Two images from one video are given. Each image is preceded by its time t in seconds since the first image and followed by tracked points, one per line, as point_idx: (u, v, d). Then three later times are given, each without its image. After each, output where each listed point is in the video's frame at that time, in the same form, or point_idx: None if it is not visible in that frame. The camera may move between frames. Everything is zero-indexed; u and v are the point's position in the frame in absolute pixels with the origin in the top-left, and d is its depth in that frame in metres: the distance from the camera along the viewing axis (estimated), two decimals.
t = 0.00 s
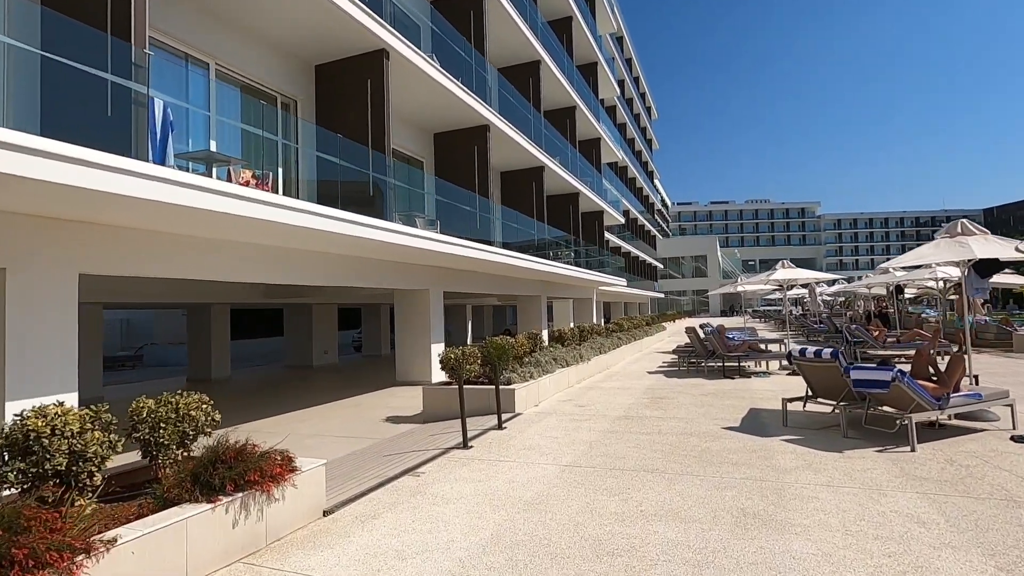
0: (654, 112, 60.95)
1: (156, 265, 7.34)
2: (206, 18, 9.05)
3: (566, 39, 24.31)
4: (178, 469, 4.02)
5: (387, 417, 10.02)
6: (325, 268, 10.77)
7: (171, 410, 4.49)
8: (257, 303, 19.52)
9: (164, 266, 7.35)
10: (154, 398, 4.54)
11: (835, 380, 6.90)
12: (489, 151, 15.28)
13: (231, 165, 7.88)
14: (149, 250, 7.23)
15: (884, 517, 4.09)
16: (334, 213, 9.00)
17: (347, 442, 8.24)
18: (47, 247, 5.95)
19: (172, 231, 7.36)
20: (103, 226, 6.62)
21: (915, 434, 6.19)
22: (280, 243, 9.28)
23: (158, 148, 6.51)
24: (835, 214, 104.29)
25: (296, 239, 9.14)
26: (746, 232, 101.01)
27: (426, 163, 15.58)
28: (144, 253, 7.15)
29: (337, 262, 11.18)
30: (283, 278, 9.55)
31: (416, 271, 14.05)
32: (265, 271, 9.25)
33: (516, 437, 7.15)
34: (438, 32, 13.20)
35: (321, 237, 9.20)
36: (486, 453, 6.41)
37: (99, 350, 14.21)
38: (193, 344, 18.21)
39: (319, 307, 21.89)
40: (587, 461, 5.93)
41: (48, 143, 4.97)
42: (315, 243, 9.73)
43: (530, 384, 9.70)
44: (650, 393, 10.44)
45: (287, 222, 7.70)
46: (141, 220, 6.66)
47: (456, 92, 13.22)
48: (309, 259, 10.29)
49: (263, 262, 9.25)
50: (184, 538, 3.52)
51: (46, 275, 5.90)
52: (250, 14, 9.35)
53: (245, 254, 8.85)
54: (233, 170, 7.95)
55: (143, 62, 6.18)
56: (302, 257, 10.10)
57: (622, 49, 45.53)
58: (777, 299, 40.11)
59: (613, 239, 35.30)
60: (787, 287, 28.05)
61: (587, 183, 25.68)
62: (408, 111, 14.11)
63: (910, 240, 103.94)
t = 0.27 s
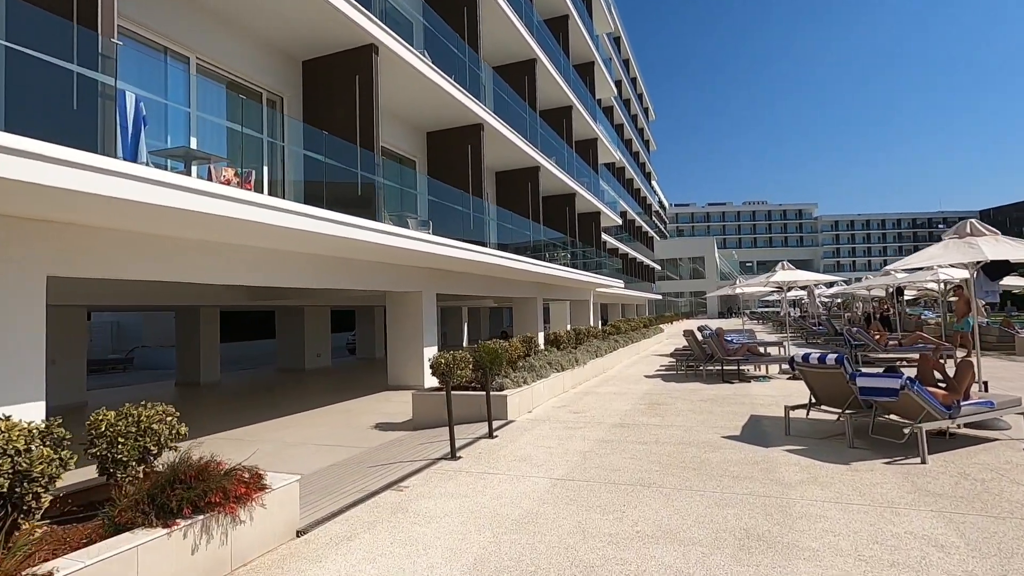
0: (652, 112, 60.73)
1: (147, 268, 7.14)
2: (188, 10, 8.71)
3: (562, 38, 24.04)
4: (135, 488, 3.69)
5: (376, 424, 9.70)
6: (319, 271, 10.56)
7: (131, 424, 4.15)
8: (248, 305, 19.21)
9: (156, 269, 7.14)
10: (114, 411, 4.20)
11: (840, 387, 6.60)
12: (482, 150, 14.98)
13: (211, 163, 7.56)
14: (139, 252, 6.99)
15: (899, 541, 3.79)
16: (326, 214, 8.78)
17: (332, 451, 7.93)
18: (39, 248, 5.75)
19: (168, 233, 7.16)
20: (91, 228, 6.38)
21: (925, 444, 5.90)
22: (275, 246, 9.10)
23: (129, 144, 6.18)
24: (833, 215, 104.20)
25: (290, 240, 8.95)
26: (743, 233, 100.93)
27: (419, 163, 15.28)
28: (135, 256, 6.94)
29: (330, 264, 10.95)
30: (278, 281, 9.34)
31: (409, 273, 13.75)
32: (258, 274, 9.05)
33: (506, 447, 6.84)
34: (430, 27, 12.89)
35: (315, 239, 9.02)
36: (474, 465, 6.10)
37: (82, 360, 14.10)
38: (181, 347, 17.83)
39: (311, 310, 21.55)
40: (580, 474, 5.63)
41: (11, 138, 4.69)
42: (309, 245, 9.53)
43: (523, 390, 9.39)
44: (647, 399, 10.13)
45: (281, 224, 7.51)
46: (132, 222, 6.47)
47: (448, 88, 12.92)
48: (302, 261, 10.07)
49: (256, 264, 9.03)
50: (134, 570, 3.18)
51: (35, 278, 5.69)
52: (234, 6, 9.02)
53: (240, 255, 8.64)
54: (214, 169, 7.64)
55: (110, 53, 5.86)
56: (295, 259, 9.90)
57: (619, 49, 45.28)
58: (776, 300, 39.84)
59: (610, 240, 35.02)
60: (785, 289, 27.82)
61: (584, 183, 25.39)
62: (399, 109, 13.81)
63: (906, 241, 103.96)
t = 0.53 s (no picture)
0: (650, 113, 60.58)
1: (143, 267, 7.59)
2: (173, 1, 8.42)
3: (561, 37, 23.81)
4: (95, 502, 3.39)
5: (367, 429, 9.42)
6: (307, 271, 10.55)
7: (95, 434, 3.85)
8: (241, 306, 18.93)
9: (153, 268, 7.60)
10: (79, 419, 3.91)
11: (847, 391, 6.35)
12: (478, 148, 14.73)
13: (196, 159, 7.30)
14: (117, 251, 7.15)
15: (919, 558, 3.53)
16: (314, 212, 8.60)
17: (321, 457, 7.64)
18: (40, 247, 6.22)
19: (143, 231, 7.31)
20: (68, 226, 6.55)
21: (940, 451, 5.63)
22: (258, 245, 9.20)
23: (106, 137, 5.88)
24: (831, 217, 104.16)
25: (274, 238, 8.98)
26: (741, 235, 100.82)
27: (413, 162, 15.02)
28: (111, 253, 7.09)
29: (319, 264, 10.92)
30: (260, 281, 9.43)
31: (404, 274, 13.49)
32: (242, 273, 9.12)
33: (501, 453, 6.57)
34: (425, 22, 12.63)
35: (299, 238, 8.99)
36: (466, 473, 5.83)
37: (68, 361, 13.84)
38: (172, 350, 17.52)
39: (306, 311, 21.26)
40: (577, 483, 5.36)
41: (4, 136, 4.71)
42: (292, 244, 9.56)
43: (519, 393, 9.12)
44: (646, 402, 9.87)
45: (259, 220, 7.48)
46: (105, 220, 6.59)
47: (443, 85, 12.66)
48: (288, 261, 10.10)
49: (240, 263, 9.13)
50: None
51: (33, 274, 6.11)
52: None
53: (222, 254, 8.75)
54: (199, 164, 7.37)
55: (82, 39, 5.58)
56: (281, 259, 9.93)
57: (617, 50, 45.11)
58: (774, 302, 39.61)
59: (609, 241, 34.77)
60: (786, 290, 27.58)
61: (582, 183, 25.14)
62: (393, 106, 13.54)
63: (905, 243, 103.93)
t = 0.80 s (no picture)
0: (649, 114, 60.33)
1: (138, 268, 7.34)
2: None
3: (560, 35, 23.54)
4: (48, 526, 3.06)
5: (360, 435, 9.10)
6: (305, 272, 10.34)
7: (55, 447, 3.52)
8: (236, 308, 18.64)
9: (147, 269, 7.36)
10: (39, 431, 3.58)
11: (860, 396, 6.06)
12: (476, 146, 14.43)
13: (181, 154, 6.97)
14: (110, 251, 6.96)
15: None
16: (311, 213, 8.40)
17: (310, 466, 7.34)
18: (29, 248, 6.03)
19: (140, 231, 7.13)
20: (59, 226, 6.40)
21: (962, 461, 5.32)
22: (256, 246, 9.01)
23: (81, 130, 5.63)
24: (831, 218, 103.95)
25: (274, 240, 8.76)
26: (741, 236, 100.58)
27: (410, 160, 14.72)
28: (106, 253, 6.92)
29: (317, 265, 10.69)
30: (260, 283, 9.22)
31: (400, 274, 13.19)
32: (240, 274, 8.92)
33: (498, 463, 6.26)
34: (422, 17, 12.34)
35: (299, 239, 8.79)
36: (461, 485, 5.52)
37: (57, 364, 13.59)
38: (164, 352, 17.20)
39: (301, 313, 20.95)
40: (578, 496, 5.05)
41: None
42: (291, 245, 9.35)
43: (517, 398, 8.81)
44: (648, 407, 9.56)
45: (256, 220, 7.26)
46: (99, 218, 6.40)
47: (440, 81, 12.37)
48: (287, 262, 9.89)
49: (238, 265, 8.93)
50: None
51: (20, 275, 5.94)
52: None
53: (219, 256, 8.56)
54: (185, 161, 7.05)
55: (53, 26, 5.36)
56: (282, 260, 9.71)
57: (617, 50, 44.89)
58: (775, 303, 39.29)
59: (609, 242, 34.46)
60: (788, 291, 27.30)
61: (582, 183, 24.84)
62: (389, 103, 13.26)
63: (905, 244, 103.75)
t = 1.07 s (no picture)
0: (649, 114, 60.07)
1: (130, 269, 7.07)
2: None
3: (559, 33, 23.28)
4: None
5: (350, 440, 8.81)
6: (300, 272, 10.06)
7: (3, 461, 3.22)
8: (229, 309, 18.36)
9: (138, 270, 7.09)
10: None
11: (870, 402, 5.78)
12: (472, 144, 14.14)
13: (163, 150, 6.68)
14: (101, 251, 6.70)
15: None
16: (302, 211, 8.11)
17: (296, 474, 7.05)
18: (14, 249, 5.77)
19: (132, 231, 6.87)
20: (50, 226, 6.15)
21: (979, 471, 5.03)
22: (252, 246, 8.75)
23: (49, 123, 5.37)
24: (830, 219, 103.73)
25: (269, 240, 8.49)
26: (741, 237, 100.34)
27: (405, 158, 14.44)
28: (98, 255, 6.65)
29: (312, 266, 10.42)
30: (257, 284, 8.97)
31: (395, 274, 12.90)
32: (234, 276, 8.66)
33: (491, 472, 5.96)
34: (416, 11, 12.06)
35: (294, 239, 8.52)
36: (451, 496, 5.23)
37: (45, 366, 13.30)
38: (156, 354, 16.90)
39: (296, 314, 20.64)
40: (574, 509, 4.76)
41: None
42: (287, 246, 9.09)
43: (513, 403, 8.51)
44: (649, 411, 9.26)
45: (245, 218, 7.01)
46: (88, 218, 6.13)
47: (434, 77, 12.09)
48: (282, 262, 9.63)
49: (232, 266, 8.65)
50: None
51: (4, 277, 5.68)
52: None
53: (213, 257, 8.29)
54: (165, 157, 6.75)
55: (18, 11, 5.26)
56: (277, 261, 9.45)
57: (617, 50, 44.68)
58: (775, 304, 39.01)
59: (608, 243, 34.18)
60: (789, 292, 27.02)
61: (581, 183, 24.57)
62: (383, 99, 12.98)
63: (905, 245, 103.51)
